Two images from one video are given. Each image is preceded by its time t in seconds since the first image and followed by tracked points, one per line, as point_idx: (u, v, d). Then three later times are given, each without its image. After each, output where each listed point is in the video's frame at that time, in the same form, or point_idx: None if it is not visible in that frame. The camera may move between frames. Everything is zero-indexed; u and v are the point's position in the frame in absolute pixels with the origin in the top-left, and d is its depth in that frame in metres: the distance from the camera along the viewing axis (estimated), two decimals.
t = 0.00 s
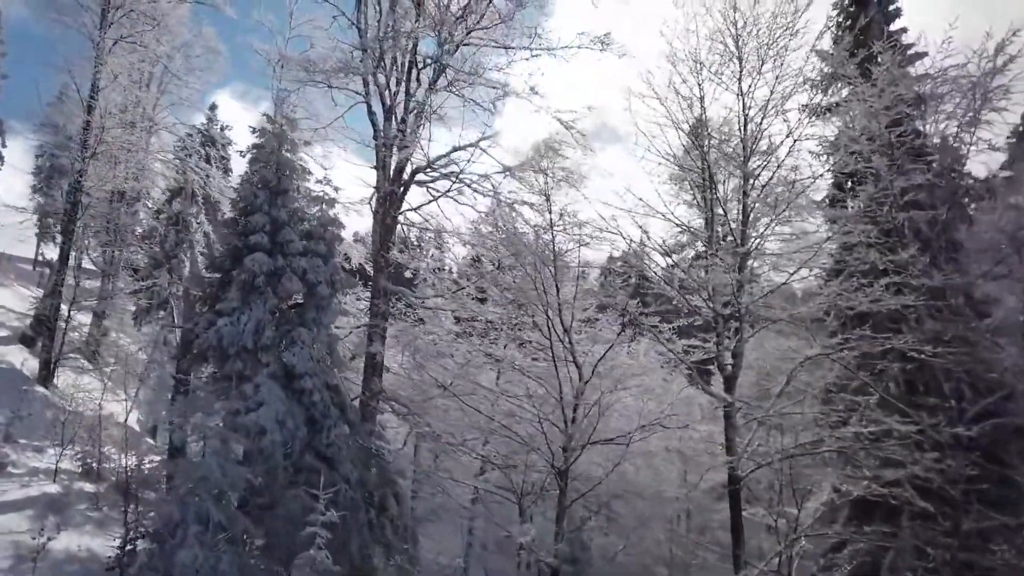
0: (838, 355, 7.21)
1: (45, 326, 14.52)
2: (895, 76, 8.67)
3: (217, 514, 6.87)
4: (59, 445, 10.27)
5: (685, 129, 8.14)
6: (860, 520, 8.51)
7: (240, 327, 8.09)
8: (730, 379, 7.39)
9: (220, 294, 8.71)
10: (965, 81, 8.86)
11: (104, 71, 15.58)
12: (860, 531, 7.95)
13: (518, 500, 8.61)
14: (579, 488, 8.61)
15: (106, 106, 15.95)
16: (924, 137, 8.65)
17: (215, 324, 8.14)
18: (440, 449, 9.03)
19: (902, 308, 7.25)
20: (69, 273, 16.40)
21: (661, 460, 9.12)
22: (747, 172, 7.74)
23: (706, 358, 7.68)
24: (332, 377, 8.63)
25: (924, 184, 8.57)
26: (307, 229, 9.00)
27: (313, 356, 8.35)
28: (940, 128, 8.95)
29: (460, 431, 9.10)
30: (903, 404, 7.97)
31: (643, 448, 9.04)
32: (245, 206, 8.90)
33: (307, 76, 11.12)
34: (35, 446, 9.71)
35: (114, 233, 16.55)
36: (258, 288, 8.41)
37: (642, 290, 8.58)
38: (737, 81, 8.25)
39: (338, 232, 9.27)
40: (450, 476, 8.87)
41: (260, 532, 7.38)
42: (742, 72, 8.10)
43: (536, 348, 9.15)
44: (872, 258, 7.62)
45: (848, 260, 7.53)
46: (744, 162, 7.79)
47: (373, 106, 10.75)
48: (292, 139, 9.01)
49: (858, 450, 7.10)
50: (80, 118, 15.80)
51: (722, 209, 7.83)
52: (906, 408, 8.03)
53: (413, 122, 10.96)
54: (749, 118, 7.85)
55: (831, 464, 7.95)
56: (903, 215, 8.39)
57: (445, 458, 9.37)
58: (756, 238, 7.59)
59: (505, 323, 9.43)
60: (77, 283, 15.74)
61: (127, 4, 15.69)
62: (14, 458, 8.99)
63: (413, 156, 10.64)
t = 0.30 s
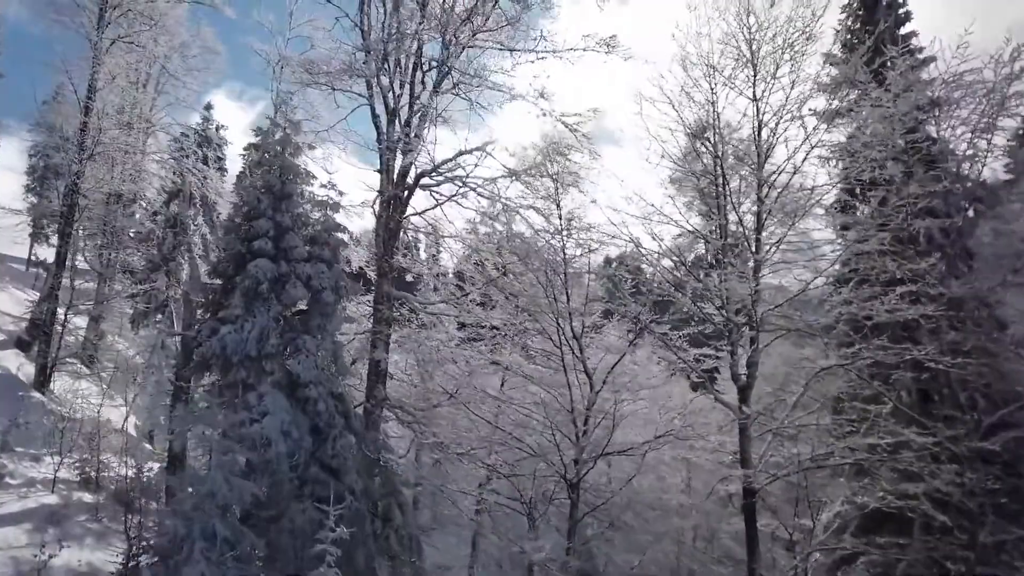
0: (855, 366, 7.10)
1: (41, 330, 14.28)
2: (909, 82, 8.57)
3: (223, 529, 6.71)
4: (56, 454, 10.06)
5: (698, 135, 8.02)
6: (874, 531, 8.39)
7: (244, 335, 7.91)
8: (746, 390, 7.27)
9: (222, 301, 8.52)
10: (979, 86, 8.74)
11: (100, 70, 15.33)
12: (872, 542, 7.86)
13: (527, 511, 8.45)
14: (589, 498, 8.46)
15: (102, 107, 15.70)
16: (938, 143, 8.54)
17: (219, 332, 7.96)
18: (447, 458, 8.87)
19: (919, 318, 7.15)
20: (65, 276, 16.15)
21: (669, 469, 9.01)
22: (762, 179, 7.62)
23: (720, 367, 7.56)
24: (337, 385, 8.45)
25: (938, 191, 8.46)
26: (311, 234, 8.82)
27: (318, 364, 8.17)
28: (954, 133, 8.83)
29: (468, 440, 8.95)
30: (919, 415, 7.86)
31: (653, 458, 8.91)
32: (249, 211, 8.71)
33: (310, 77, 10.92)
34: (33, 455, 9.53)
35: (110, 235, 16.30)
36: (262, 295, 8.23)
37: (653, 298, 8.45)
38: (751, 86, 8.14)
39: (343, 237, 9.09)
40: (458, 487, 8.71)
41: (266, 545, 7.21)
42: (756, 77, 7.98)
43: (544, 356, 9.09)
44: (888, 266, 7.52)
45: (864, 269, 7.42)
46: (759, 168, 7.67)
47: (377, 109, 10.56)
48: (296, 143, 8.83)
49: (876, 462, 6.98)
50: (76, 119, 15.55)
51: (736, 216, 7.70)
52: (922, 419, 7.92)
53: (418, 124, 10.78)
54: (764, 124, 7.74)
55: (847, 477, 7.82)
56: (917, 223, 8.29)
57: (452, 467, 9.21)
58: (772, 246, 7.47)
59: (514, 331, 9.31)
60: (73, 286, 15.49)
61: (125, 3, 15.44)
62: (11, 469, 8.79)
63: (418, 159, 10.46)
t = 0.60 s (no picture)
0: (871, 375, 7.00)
1: (38, 335, 14.12)
2: (922, 86, 8.49)
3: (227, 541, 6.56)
4: (55, 462, 9.91)
5: (711, 142, 7.92)
6: (888, 541, 8.26)
7: (248, 341, 7.73)
8: (760, 399, 7.15)
9: (226, 306, 8.36)
10: (995, 88, 8.61)
11: (99, 70, 15.15)
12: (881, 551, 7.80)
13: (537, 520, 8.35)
14: (600, 509, 8.27)
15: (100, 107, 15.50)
16: (951, 150, 8.46)
17: (222, 338, 7.79)
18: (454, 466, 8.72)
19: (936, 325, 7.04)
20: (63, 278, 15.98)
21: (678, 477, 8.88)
22: (777, 184, 7.51)
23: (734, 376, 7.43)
24: (342, 391, 8.26)
25: (954, 197, 8.37)
26: (315, 237, 8.64)
27: (323, 370, 8.01)
28: (968, 136, 8.72)
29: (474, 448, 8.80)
30: (933, 424, 7.73)
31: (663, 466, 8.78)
32: (253, 215, 8.54)
33: (313, 78, 10.76)
34: (31, 462, 9.39)
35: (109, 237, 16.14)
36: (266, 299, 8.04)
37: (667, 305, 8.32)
38: (765, 90, 8.04)
39: (348, 241, 8.92)
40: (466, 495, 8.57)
41: (269, 557, 7.03)
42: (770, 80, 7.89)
43: (559, 364, 9.03)
44: (903, 274, 7.43)
45: (880, 275, 7.32)
46: (773, 174, 7.54)
47: (381, 110, 10.40)
48: (300, 145, 8.67)
49: (893, 472, 6.85)
50: (74, 119, 15.36)
51: (751, 221, 7.60)
52: (938, 428, 7.78)
53: (422, 126, 10.61)
54: (778, 129, 7.66)
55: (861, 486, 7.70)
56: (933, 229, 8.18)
57: (456, 475, 9.06)
58: (786, 251, 7.39)
59: (523, 337, 9.18)
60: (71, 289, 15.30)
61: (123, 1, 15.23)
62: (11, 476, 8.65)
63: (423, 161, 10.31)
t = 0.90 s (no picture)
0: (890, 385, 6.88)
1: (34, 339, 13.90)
2: (936, 90, 8.41)
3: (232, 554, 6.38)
4: (52, 470, 9.72)
5: (725, 146, 7.81)
6: (903, 550, 8.13)
7: (252, 348, 7.54)
8: (776, 410, 7.03)
9: (229, 312, 8.17)
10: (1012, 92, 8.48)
11: (95, 69, 14.90)
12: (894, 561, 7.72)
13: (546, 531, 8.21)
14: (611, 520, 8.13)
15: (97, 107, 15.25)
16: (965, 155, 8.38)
17: (225, 345, 7.60)
18: (462, 476, 8.57)
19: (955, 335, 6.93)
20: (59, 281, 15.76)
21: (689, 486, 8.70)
22: (794, 190, 7.40)
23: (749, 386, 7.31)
24: (347, 399, 8.07)
25: (969, 202, 8.27)
26: (320, 241, 8.44)
27: (328, 377, 7.81)
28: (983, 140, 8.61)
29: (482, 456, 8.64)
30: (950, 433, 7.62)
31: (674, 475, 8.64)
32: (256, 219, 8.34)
33: (316, 79, 10.56)
34: (28, 470, 9.20)
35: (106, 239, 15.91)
36: (270, 305, 7.84)
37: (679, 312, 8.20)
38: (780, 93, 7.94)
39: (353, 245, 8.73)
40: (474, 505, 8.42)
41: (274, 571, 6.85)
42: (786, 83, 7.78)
43: (568, 369, 9.22)
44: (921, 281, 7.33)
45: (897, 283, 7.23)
46: (790, 179, 7.43)
47: (386, 112, 10.20)
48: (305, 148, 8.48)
49: (913, 484, 6.73)
50: (70, 119, 15.11)
51: (767, 228, 7.50)
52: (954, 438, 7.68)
53: (427, 127, 10.43)
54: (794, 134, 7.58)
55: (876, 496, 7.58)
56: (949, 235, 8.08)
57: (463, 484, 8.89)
58: (803, 258, 7.29)
59: (532, 344, 9.06)
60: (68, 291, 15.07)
61: None
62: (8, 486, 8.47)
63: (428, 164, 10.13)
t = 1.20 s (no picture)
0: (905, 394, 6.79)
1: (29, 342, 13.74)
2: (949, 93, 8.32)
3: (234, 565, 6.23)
4: (49, 476, 9.57)
5: (737, 149, 7.72)
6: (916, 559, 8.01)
7: (254, 354, 7.39)
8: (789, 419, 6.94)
9: (230, 317, 8.02)
10: None
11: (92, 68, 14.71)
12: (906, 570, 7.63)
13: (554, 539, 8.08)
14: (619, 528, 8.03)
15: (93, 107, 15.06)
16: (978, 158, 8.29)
17: (227, 351, 7.44)
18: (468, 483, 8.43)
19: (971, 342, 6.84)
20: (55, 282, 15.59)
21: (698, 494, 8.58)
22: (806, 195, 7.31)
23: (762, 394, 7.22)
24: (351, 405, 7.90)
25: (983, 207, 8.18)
26: (323, 244, 8.27)
27: (332, 383, 7.64)
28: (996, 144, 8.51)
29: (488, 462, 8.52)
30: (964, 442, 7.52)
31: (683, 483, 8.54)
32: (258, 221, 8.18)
33: (319, 79, 10.40)
34: (24, 477, 9.06)
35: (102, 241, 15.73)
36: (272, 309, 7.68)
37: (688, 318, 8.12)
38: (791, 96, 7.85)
39: (356, 248, 8.55)
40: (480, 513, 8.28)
41: None
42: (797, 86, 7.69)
43: (575, 377, 9.02)
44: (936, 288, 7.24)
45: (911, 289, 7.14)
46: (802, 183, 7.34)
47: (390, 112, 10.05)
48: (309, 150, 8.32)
49: (929, 493, 6.63)
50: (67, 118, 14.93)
51: (780, 233, 7.41)
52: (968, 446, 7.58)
53: (431, 128, 10.27)
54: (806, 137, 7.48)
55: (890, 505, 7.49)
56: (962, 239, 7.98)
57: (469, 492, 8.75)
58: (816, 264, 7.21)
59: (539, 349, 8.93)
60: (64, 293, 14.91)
61: None
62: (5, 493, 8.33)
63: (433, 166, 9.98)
